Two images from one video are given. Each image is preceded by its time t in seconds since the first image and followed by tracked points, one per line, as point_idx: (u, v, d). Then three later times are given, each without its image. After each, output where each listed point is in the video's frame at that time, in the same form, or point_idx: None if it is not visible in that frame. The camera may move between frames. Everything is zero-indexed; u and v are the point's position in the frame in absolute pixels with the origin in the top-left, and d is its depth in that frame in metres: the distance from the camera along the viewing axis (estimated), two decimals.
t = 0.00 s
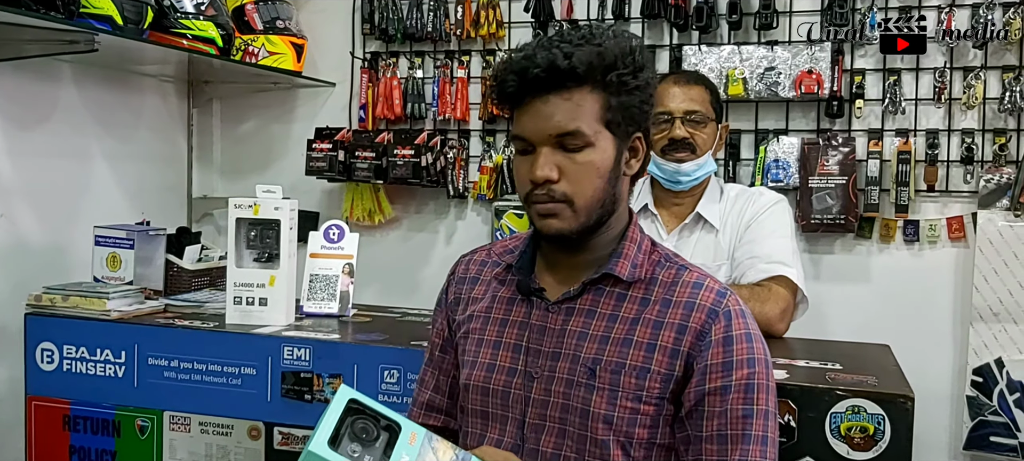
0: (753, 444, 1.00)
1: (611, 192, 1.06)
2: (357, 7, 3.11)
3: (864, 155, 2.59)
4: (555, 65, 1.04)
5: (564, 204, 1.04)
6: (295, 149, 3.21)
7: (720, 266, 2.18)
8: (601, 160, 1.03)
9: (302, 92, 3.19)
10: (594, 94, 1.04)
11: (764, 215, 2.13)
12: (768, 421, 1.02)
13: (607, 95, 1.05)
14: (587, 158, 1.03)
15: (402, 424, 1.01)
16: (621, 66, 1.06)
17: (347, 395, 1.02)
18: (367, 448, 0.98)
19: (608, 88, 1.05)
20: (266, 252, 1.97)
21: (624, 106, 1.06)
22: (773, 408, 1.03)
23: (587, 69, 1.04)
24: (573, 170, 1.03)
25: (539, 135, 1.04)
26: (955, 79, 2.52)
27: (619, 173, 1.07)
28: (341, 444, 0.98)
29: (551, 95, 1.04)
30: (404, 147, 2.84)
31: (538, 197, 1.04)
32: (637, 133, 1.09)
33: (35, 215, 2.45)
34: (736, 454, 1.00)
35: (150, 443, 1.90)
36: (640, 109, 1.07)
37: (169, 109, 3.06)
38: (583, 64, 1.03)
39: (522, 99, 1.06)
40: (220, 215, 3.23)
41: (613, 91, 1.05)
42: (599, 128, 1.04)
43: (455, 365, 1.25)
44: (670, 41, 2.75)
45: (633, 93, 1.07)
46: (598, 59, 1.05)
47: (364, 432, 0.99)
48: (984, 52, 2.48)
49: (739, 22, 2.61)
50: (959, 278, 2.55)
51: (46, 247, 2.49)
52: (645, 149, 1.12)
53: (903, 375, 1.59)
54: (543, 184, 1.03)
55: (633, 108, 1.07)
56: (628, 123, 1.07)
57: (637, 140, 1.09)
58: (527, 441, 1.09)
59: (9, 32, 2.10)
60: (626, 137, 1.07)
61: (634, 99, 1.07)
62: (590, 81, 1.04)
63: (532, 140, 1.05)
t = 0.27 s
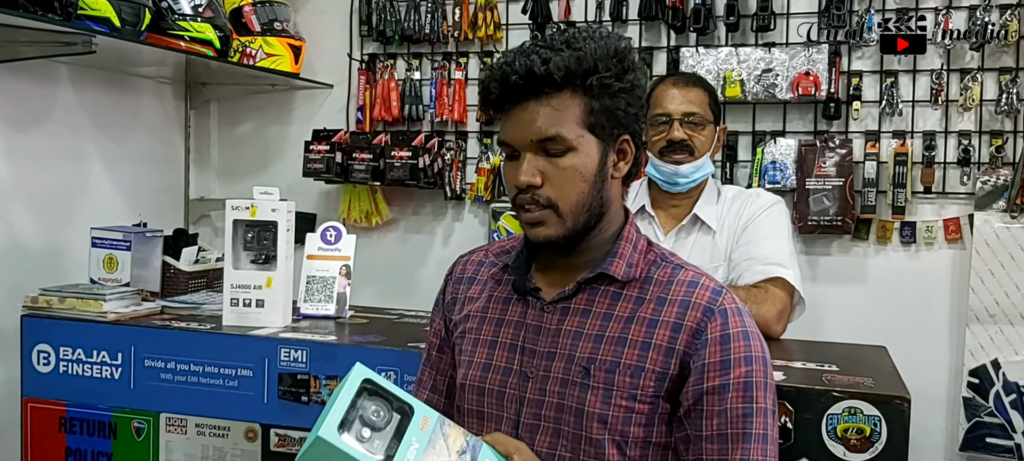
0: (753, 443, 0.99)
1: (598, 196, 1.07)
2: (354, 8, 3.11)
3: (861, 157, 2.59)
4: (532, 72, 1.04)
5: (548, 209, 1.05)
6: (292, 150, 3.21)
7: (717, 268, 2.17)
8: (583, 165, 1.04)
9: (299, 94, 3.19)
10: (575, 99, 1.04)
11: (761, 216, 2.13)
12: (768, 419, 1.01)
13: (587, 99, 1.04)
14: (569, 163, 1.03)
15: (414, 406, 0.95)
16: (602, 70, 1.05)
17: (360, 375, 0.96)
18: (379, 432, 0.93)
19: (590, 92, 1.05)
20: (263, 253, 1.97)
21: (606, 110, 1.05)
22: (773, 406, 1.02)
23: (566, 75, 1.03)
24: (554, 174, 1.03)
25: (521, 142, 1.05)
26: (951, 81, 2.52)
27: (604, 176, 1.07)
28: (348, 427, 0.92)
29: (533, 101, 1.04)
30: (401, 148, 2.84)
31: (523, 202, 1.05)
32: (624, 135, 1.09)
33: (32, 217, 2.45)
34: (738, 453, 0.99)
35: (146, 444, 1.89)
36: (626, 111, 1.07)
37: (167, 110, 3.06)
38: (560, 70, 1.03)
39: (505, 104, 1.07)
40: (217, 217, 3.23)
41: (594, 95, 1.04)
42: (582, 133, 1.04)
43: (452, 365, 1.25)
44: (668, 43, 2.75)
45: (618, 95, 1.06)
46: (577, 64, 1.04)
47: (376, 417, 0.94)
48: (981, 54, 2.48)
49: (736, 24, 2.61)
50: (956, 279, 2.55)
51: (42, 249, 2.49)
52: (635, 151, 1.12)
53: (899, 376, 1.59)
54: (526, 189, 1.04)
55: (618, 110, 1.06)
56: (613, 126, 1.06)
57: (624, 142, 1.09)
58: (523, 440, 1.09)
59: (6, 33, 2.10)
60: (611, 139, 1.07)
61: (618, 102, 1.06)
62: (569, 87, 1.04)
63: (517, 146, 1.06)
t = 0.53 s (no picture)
0: (753, 438, 1.00)
1: (588, 196, 1.06)
2: (352, 9, 3.10)
3: (859, 157, 2.59)
4: (520, 74, 1.05)
5: (538, 210, 1.05)
6: (289, 151, 3.21)
7: (715, 268, 2.17)
8: (572, 165, 1.04)
9: (297, 94, 3.19)
10: (564, 99, 1.05)
11: (758, 216, 2.13)
12: (766, 414, 1.01)
13: (576, 100, 1.05)
14: (558, 163, 1.04)
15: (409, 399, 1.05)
16: (591, 70, 1.06)
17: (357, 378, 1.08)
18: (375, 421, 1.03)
19: (579, 93, 1.05)
20: (260, 254, 1.96)
21: (595, 110, 1.06)
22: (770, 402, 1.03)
23: (553, 76, 1.04)
24: (543, 175, 1.04)
25: (511, 143, 1.05)
26: (949, 82, 2.52)
27: (596, 175, 1.07)
28: (348, 417, 1.03)
29: (523, 101, 1.05)
30: (399, 149, 2.83)
31: (514, 203, 1.06)
32: (614, 135, 1.09)
33: (29, 217, 2.44)
34: (738, 448, 0.99)
35: (143, 445, 1.89)
36: (616, 112, 1.08)
37: (164, 111, 3.06)
38: (548, 72, 1.04)
39: (494, 106, 1.09)
40: (215, 217, 3.23)
41: (582, 96, 1.05)
42: (571, 134, 1.04)
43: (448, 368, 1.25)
44: (666, 43, 2.75)
45: (607, 96, 1.07)
46: (565, 65, 1.05)
47: (373, 408, 1.04)
48: (979, 54, 2.49)
49: (734, 25, 2.61)
50: (953, 279, 2.55)
51: (39, 249, 2.48)
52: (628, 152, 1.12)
53: (897, 376, 1.59)
54: (515, 189, 1.04)
55: (607, 111, 1.07)
56: (603, 127, 1.07)
57: (615, 142, 1.09)
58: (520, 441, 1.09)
59: (3, 34, 2.09)
60: (601, 140, 1.07)
61: (607, 102, 1.07)
62: (557, 88, 1.04)
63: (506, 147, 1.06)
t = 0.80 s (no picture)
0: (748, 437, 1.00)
1: (575, 195, 1.07)
2: (350, 9, 3.10)
3: (857, 158, 2.59)
4: (505, 74, 1.06)
5: (525, 209, 1.06)
6: (287, 151, 3.21)
7: (713, 269, 2.17)
8: (557, 165, 1.05)
9: (294, 95, 3.18)
10: (550, 99, 1.06)
11: (755, 217, 2.13)
12: (758, 414, 1.02)
13: (562, 99, 1.06)
14: (543, 163, 1.05)
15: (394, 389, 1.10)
16: (576, 70, 1.07)
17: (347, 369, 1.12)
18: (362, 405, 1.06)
19: (564, 92, 1.06)
20: (257, 254, 1.96)
21: (581, 109, 1.06)
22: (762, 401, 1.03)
23: (538, 76, 1.05)
24: (529, 174, 1.05)
25: (498, 143, 1.07)
26: (947, 82, 2.52)
27: (584, 175, 1.08)
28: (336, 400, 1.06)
29: (511, 102, 1.07)
30: (396, 150, 2.83)
31: (502, 202, 1.07)
32: (601, 135, 1.09)
33: (25, 218, 2.44)
34: (734, 447, 0.99)
35: (139, 446, 1.89)
36: (603, 112, 1.08)
37: (162, 111, 3.05)
38: (532, 71, 1.05)
39: (482, 106, 1.10)
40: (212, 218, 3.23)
41: (567, 95, 1.06)
42: (557, 133, 1.05)
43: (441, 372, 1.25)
44: (663, 44, 2.75)
45: (593, 95, 1.07)
46: (550, 65, 1.06)
47: (360, 395, 1.08)
48: (977, 55, 2.49)
49: (732, 25, 2.61)
50: (951, 280, 2.55)
51: (36, 250, 2.48)
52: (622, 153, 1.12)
53: (893, 377, 1.59)
54: (502, 188, 1.06)
55: (593, 110, 1.07)
56: (589, 126, 1.07)
57: (602, 142, 1.10)
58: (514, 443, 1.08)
59: None
60: (587, 140, 1.08)
61: (594, 102, 1.07)
62: (542, 87, 1.05)
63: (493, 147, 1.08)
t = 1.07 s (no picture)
0: (740, 431, 1.00)
1: (570, 193, 1.07)
2: (348, 9, 3.10)
3: (855, 158, 2.58)
4: (503, 70, 1.07)
5: (521, 207, 1.06)
6: (285, 152, 3.20)
7: (712, 268, 2.16)
8: (553, 163, 1.05)
9: (292, 95, 3.18)
10: (547, 97, 1.06)
11: (754, 217, 2.12)
12: (752, 409, 1.02)
13: (559, 98, 1.06)
14: (540, 160, 1.05)
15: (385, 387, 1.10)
16: (574, 69, 1.07)
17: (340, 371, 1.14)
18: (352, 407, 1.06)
19: (561, 90, 1.06)
20: (255, 254, 1.95)
21: (578, 108, 1.07)
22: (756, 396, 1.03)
23: (536, 73, 1.06)
24: (526, 172, 1.05)
25: (495, 140, 1.07)
26: (945, 82, 2.52)
27: (581, 173, 1.08)
28: (326, 402, 1.07)
29: (507, 99, 1.07)
30: (395, 150, 2.83)
31: (498, 200, 1.07)
32: (597, 134, 1.10)
33: (23, 218, 2.43)
34: (725, 442, 0.99)
35: (138, 446, 1.89)
36: (599, 111, 1.09)
37: (160, 112, 3.04)
38: (530, 68, 1.05)
39: (480, 103, 1.11)
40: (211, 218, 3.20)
41: (564, 93, 1.06)
42: (554, 131, 1.06)
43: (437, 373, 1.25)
44: (662, 43, 2.75)
45: (590, 94, 1.08)
46: (548, 63, 1.06)
47: (351, 395, 1.08)
48: (975, 54, 2.49)
49: (730, 25, 2.61)
50: (949, 280, 2.55)
51: (34, 250, 2.48)
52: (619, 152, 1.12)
53: (892, 377, 1.59)
54: (498, 186, 1.06)
55: (589, 109, 1.08)
56: (585, 125, 1.07)
57: (598, 141, 1.10)
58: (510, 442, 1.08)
59: None
60: (584, 138, 1.08)
61: (590, 101, 1.08)
62: (539, 85, 1.06)
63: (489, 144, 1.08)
